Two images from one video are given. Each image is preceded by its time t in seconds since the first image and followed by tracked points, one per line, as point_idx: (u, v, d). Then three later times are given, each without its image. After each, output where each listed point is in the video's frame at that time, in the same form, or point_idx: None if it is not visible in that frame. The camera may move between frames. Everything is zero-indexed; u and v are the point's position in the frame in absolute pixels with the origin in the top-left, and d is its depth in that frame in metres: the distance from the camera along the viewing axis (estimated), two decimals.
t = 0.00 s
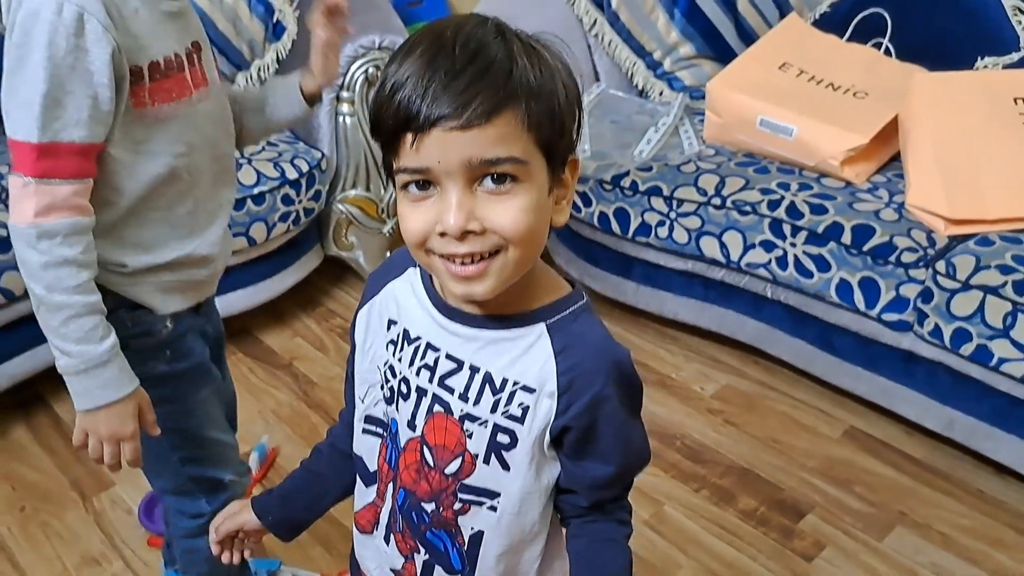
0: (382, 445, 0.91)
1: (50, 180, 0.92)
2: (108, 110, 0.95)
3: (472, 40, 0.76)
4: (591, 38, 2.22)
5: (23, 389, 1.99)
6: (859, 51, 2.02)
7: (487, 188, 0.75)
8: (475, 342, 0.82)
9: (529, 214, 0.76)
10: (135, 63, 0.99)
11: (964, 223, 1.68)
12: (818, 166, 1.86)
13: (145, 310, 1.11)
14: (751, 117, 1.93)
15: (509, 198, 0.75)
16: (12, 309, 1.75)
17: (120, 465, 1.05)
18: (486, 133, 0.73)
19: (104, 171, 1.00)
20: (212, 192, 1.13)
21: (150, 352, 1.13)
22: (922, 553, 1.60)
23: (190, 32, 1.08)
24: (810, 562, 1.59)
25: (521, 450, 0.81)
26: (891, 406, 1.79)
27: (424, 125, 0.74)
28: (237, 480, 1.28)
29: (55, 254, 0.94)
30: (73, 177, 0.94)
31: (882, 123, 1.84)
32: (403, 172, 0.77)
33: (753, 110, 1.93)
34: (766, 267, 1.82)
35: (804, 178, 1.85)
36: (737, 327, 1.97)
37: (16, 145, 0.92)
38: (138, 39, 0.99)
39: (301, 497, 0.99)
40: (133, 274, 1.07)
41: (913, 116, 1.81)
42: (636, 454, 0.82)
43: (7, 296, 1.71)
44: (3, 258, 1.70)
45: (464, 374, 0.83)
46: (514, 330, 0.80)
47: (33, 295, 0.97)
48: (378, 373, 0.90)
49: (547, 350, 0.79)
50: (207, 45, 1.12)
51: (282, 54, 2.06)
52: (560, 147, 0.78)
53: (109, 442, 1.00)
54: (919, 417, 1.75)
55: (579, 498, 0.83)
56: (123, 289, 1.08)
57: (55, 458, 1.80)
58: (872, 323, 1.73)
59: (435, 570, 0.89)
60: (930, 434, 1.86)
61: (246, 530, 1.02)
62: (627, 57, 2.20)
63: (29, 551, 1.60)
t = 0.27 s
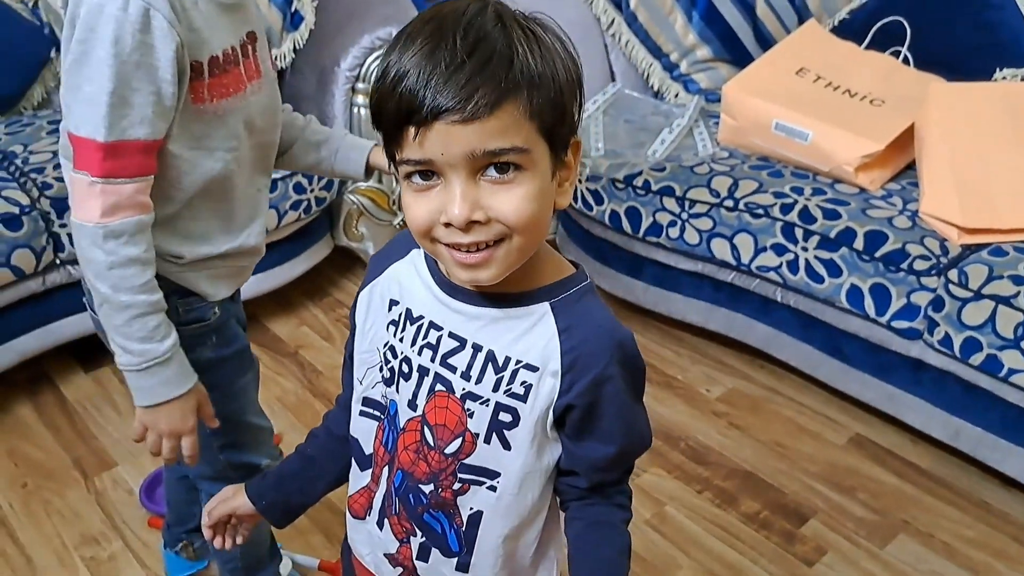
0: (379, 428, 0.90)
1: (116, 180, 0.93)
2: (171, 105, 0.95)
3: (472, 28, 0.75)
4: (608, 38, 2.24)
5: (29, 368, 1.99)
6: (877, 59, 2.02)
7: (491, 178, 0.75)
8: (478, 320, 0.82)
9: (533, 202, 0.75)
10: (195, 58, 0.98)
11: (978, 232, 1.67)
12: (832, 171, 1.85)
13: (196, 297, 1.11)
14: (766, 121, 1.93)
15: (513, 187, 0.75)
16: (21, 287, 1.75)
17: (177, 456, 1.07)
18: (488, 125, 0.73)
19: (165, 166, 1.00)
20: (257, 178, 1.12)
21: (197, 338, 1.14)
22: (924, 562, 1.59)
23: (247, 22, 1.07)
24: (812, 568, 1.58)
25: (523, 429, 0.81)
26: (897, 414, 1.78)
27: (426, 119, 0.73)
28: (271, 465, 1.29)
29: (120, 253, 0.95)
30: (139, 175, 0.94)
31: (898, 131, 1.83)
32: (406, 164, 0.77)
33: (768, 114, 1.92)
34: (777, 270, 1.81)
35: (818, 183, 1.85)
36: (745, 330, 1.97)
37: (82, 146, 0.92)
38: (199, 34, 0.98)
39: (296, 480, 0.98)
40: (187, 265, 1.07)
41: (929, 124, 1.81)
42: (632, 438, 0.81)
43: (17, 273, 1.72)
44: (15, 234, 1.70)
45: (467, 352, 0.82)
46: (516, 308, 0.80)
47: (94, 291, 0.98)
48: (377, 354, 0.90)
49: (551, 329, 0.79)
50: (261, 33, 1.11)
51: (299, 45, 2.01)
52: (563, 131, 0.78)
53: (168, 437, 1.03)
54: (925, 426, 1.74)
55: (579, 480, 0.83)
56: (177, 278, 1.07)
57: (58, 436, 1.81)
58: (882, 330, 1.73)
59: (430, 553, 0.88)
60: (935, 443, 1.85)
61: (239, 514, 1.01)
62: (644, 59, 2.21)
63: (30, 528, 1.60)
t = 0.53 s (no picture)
0: (399, 450, 0.90)
1: (153, 217, 0.94)
2: (204, 136, 0.95)
3: (483, 56, 0.75)
4: (619, 45, 2.25)
5: (42, 371, 2.01)
6: (887, 68, 2.01)
7: (505, 205, 0.75)
8: (496, 340, 0.83)
9: (547, 227, 0.76)
10: (229, 90, 0.97)
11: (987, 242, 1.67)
12: (842, 180, 1.85)
13: (226, 317, 1.12)
14: (775, 129, 1.93)
15: (527, 214, 0.76)
16: (34, 291, 1.77)
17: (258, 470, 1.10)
18: (503, 153, 0.73)
19: (198, 196, 1.00)
20: (284, 196, 1.13)
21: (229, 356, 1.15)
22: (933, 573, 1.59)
23: (281, 45, 1.05)
24: None
25: (547, 448, 0.82)
26: (906, 424, 1.78)
27: (441, 149, 0.74)
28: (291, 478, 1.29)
29: (165, 285, 0.96)
30: (175, 209, 0.95)
31: (908, 140, 1.83)
32: (419, 192, 0.78)
33: (778, 123, 1.92)
34: (786, 279, 1.81)
35: (827, 192, 1.85)
36: (754, 338, 1.97)
37: (119, 183, 0.93)
38: (232, 65, 0.97)
39: (313, 506, 0.99)
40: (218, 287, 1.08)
41: (939, 134, 1.81)
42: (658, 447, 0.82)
43: (31, 278, 1.73)
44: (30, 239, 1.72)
45: (487, 373, 0.83)
46: (535, 329, 0.81)
47: (146, 324, 1.00)
48: (394, 376, 0.90)
49: (573, 346, 0.80)
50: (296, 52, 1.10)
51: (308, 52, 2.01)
52: (575, 153, 0.78)
53: (246, 449, 1.05)
54: (934, 436, 1.74)
55: (604, 492, 0.83)
56: (209, 300, 1.08)
57: (69, 440, 1.82)
58: (891, 340, 1.72)
59: (456, 573, 0.88)
60: (945, 453, 1.85)
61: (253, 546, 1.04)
62: (653, 66, 2.22)
63: (41, 531, 1.61)
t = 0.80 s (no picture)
0: (439, 477, 0.92)
1: (191, 248, 0.95)
2: (242, 165, 0.96)
3: (513, 85, 0.77)
4: (635, 53, 2.25)
5: (66, 378, 2.04)
6: (904, 74, 2.01)
7: (537, 231, 0.77)
8: (535, 364, 0.85)
9: (579, 253, 0.77)
10: (263, 118, 0.98)
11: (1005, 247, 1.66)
12: (859, 187, 1.86)
13: (261, 337, 1.14)
14: (792, 136, 1.93)
15: (559, 239, 0.77)
16: (59, 300, 1.80)
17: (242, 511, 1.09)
18: (534, 181, 0.75)
19: (237, 224, 1.02)
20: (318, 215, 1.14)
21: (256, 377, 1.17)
22: None
23: (315, 69, 1.08)
24: None
25: (591, 469, 0.84)
26: (924, 430, 1.78)
27: (472, 178, 0.76)
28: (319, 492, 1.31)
29: (196, 318, 0.97)
30: (211, 239, 0.96)
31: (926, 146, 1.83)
32: (451, 219, 0.79)
33: (794, 130, 1.93)
34: (803, 286, 1.82)
35: (844, 199, 1.85)
36: (772, 344, 1.97)
37: (160, 214, 0.94)
38: (267, 93, 0.98)
39: (347, 539, 1.00)
40: (255, 309, 1.10)
41: (957, 140, 1.81)
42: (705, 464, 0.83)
43: (56, 286, 1.76)
44: (55, 248, 1.74)
45: (527, 398, 0.85)
46: (572, 353, 0.83)
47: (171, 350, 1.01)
48: (429, 404, 0.92)
49: (613, 366, 0.82)
50: (329, 76, 1.12)
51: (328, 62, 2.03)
52: (606, 178, 0.80)
53: (232, 487, 1.05)
54: (954, 442, 1.74)
55: (650, 509, 0.84)
56: (246, 321, 1.10)
57: (93, 445, 1.85)
58: (909, 346, 1.73)
59: None
60: (964, 459, 1.84)
61: None
62: (669, 73, 2.23)
63: (66, 535, 1.64)
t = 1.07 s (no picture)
0: (460, 522, 0.96)
1: (229, 305, 0.97)
2: (268, 221, 0.98)
3: (525, 146, 0.80)
4: (636, 79, 2.22)
5: (86, 414, 2.08)
6: (903, 93, 2.04)
7: (552, 286, 0.80)
8: (558, 411, 0.88)
9: (594, 306, 0.80)
10: (282, 171, 1.00)
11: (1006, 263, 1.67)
12: (860, 206, 1.88)
13: (286, 377, 1.17)
14: (792, 157, 1.96)
15: (574, 294, 0.80)
16: (79, 338, 1.84)
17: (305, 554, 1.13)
18: (546, 240, 0.78)
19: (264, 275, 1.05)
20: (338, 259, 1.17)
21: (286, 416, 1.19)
22: None
23: (321, 119, 1.10)
24: None
25: (616, 512, 0.87)
26: (933, 446, 1.79)
27: (487, 238, 0.79)
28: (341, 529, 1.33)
29: (240, 372, 1.00)
30: (245, 294, 0.98)
31: (926, 164, 1.86)
32: (470, 275, 0.83)
33: (795, 151, 1.96)
34: (808, 304, 1.84)
35: (847, 217, 1.87)
36: (779, 363, 1.99)
37: (195, 276, 0.96)
38: (284, 148, 1.00)
39: None
40: (280, 352, 1.13)
41: (956, 158, 1.83)
42: (725, 503, 0.87)
43: (76, 324, 1.80)
44: (74, 287, 1.79)
45: (551, 442, 0.88)
46: (593, 398, 0.86)
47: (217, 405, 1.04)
48: (451, 450, 0.95)
49: (635, 410, 0.85)
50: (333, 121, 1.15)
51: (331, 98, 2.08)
52: (621, 230, 0.82)
53: (292, 533, 1.09)
54: (962, 457, 1.75)
55: (673, 554, 0.89)
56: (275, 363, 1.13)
57: (113, 479, 1.88)
58: (914, 362, 1.74)
59: None
60: (975, 473, 1.85)
61: None
62: (671, 96, 2.22)
63: (89, 569, 1.67)
